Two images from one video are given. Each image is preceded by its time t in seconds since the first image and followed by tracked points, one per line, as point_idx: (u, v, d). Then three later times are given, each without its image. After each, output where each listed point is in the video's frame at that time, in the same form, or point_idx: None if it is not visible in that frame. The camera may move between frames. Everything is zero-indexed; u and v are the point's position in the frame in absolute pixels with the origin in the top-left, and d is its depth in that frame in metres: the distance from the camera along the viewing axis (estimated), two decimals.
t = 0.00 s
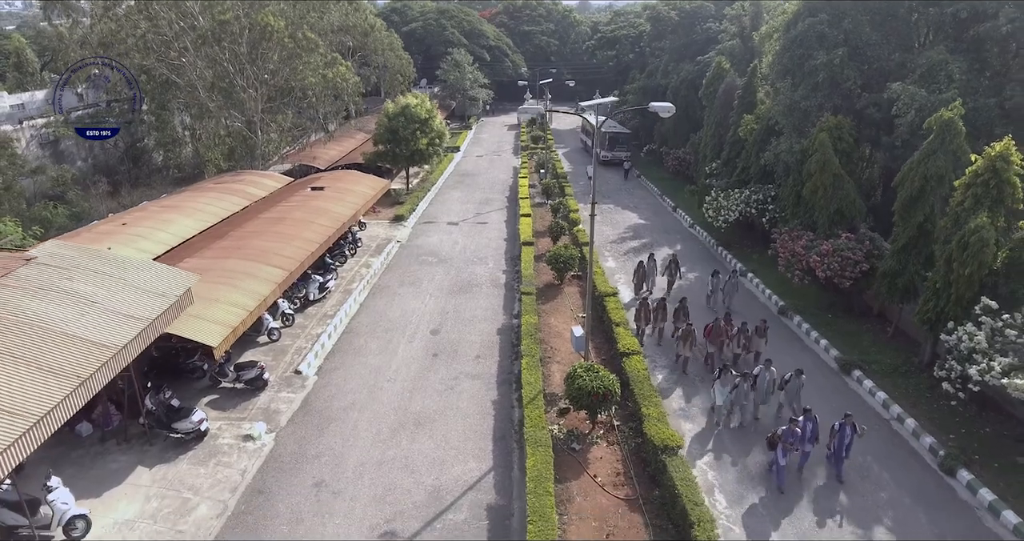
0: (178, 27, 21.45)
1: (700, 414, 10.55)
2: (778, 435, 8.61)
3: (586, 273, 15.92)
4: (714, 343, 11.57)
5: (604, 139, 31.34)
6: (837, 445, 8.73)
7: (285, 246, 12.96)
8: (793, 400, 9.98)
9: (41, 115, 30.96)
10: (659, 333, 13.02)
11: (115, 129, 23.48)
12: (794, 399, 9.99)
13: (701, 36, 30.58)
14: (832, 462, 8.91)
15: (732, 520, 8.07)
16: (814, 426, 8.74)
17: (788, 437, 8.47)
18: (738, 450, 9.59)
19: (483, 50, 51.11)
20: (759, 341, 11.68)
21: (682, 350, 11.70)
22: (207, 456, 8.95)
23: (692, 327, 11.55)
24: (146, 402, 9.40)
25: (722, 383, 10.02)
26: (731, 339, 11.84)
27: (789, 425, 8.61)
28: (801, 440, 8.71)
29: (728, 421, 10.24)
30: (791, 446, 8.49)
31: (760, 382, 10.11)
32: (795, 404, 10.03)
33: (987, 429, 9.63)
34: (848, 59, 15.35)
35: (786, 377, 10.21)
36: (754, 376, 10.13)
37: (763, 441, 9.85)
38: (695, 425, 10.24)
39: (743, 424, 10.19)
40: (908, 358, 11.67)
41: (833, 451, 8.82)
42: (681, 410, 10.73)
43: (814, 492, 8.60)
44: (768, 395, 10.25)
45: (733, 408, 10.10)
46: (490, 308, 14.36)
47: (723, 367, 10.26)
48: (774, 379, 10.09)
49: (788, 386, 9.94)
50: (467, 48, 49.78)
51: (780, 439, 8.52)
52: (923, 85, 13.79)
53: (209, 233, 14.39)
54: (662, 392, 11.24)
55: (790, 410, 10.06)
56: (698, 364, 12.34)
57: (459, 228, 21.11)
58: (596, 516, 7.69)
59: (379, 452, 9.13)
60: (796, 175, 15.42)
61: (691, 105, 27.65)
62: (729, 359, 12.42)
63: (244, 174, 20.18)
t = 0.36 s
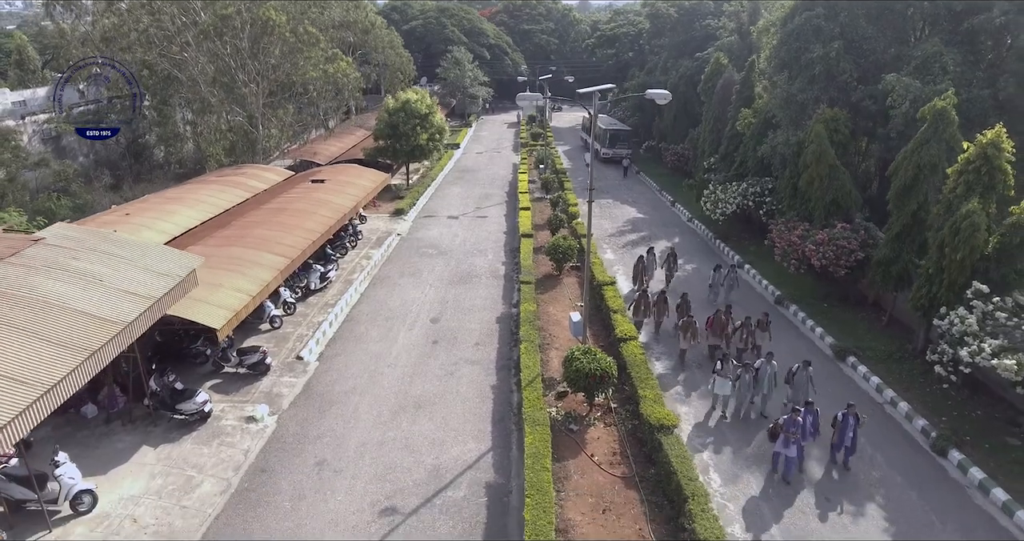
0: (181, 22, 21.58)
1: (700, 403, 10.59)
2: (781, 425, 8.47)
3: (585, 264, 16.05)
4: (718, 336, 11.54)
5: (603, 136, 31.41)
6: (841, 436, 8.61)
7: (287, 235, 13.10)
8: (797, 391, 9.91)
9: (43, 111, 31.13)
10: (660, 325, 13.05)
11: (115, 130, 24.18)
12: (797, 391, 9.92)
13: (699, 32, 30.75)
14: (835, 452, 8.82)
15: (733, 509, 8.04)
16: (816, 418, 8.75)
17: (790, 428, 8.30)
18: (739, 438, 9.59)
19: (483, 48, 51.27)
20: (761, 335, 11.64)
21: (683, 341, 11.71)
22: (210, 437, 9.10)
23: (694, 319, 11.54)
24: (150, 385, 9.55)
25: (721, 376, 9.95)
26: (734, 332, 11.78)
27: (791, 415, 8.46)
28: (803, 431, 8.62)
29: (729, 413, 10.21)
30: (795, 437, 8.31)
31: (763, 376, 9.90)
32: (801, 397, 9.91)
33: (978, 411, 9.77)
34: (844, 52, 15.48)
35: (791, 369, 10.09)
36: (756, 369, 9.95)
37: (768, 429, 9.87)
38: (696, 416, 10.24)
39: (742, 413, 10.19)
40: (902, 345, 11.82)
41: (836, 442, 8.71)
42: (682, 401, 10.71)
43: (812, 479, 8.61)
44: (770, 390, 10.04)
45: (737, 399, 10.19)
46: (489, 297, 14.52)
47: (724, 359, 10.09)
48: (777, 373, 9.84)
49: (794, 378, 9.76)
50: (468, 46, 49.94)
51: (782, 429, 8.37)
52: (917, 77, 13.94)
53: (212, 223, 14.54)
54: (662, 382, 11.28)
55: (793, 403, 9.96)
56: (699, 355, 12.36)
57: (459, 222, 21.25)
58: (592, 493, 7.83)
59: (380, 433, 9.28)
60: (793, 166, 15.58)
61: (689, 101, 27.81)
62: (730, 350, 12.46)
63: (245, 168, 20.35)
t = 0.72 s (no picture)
0: (182, 17, 21.77)
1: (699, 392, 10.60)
2: (782, 417, 8.43)
3: (582, 255, 16.19)
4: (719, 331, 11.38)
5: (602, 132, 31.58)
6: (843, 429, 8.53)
7: (287, 224, 13.26)
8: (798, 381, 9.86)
9: (45, 107, 31.30)
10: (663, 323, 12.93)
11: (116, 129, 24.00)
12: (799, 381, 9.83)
13: (697, 29, 30.92)
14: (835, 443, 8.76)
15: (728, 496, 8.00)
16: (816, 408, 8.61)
17: (792, 420, 8.27)
18: (738, 428, 9.53)
19: (483, 46, 51.44)
20: (761, 326, 11.64)
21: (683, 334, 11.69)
22: (212, 418, 9.25)
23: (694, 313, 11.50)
24: (153, 367, 9.72)
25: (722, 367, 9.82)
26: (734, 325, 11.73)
27: (793, 406, 8.43)
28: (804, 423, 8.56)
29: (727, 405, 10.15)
30: (796, 429, 8.28)
31: (763, 366, 10.05)
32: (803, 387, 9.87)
33: (969, 395, 9.90)
34: (840, 44, 15.55)
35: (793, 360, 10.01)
36: (757, 357, 10.03)
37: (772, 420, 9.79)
38: (698, 414, 10.02)
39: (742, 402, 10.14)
40: (895, 332, 11.96)
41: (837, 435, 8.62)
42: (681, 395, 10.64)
43: (812, 466, 8.60)
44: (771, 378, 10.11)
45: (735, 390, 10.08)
46: (487, 287, 14.66)
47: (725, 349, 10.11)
48: (776, 361, 9.97)
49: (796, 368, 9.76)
50: (467, 44, 50.09)
51: (783, 421, 8.34)
52: (910, 68, 14.09)
53: (213, 214, 14.69)
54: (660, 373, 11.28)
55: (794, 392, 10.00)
56: (698, 348, 12.37)
57: (458, 215, 21.40)
58: (587, 470, 7.97)
59: (379, 415, 9.43)
60: (788, 158, 15.72)
61: (688, 97, 27.96)
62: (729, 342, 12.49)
63: (246, 161, 20.50)
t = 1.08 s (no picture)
0: (182, 12, 21.67)
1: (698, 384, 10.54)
2: (781, 409, 8.32)
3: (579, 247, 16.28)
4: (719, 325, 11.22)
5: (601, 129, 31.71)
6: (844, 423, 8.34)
7: (287, 215, 13.37)
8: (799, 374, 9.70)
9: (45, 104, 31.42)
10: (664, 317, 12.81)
11: (115, 129, 24.31)
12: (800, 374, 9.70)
13: (695, 26, 31.09)
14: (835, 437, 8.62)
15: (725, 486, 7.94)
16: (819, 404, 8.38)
17: (791, 412, 8.17)
18: (739, 423, 9.38)
19: (482, 45, 51.58)
20: (761, 320, 11.51)
21: (683, 329, 11.52)
22: (213, 402, 9.36)
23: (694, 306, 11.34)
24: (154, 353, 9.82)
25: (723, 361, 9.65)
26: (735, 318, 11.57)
27: (794, 400, 8.29)
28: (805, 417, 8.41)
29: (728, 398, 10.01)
30: (795, 421, 8.21)
31: (763, 359, 9.70)
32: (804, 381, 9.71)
33: (961, 380, 10.00)
34: (835, 38, 15.69)
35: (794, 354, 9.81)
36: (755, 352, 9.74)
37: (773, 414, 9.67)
38: (695, 404, 9.99)
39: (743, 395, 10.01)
40: (889, 320, 12.07)
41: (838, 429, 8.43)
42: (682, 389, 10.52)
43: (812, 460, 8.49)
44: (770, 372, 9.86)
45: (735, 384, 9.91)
46: (485, 278, 14.76)
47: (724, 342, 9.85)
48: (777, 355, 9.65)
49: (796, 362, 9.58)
50: (467, 42, 50.21)
51: (783, 413, 8.23)
52: (905, 60, 14.20)
53: (213, 205, 14.81)
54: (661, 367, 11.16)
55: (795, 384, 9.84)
56: (699, 342, 12.27)
57: (457, 210, 21.50)
58: (582, 451, 8.08)
59: (377, 399, 9.54)
60: (784, 151, 15.84)
61: (686, 93, 28.08)
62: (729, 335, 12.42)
63: (246, 156, 20.61)
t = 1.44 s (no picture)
0: (183, 7, 21.84)
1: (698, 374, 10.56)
2: (782, 400, 8.19)
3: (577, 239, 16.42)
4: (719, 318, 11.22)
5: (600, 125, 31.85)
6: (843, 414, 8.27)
7: (286, 205, 13.50)
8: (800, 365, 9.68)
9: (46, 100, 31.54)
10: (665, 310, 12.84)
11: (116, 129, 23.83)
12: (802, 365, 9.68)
13: (693, 23, 31.19)
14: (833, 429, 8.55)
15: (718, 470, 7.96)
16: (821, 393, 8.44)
17: (792, 403, 8.04)
18: (739, 414, 9.33)
19: (482, 43, 51.73)
20: (761, 312, 11.52)
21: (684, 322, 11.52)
22: (213, 385, 9.49)
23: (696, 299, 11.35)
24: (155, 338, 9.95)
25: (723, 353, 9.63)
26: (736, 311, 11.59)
27: (795, 390, 8.19)
28: (806, 407, 8.37)
29: (728, 389, 9.97)
30: (797, 412, 8.05)
31: (764, 351, 9.73)
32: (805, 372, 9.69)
33: (952, 366, 10.12)
34: (831, 32, 15.81)
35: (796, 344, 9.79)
36: (756, 343, 9.75)
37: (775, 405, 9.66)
38: (691, 389, 10.18)
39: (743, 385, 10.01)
40: (882, 309, 12.19)
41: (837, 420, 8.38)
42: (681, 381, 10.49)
43: (811, 452, 8.38)
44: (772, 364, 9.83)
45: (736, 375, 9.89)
46: (483, 269, 14.89)
47: (725, 333, 9.83)
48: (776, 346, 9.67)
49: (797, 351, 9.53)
50: (467, 41, 50.33)
51: (784, 405, 8.09)
52: (899, 53, 14.31)
53: (214, 196, 14.94)
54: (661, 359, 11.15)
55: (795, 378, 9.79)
56: (699, 335, 12.27)
57: (456, 204, 21.62)
58: (578, 432, 8.20)
59: (376, 383, 9.67)
60: (781, 143, 15.97)
61: (684, 89, 28.21)
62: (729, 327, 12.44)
63: (246, 150, 20.74)
